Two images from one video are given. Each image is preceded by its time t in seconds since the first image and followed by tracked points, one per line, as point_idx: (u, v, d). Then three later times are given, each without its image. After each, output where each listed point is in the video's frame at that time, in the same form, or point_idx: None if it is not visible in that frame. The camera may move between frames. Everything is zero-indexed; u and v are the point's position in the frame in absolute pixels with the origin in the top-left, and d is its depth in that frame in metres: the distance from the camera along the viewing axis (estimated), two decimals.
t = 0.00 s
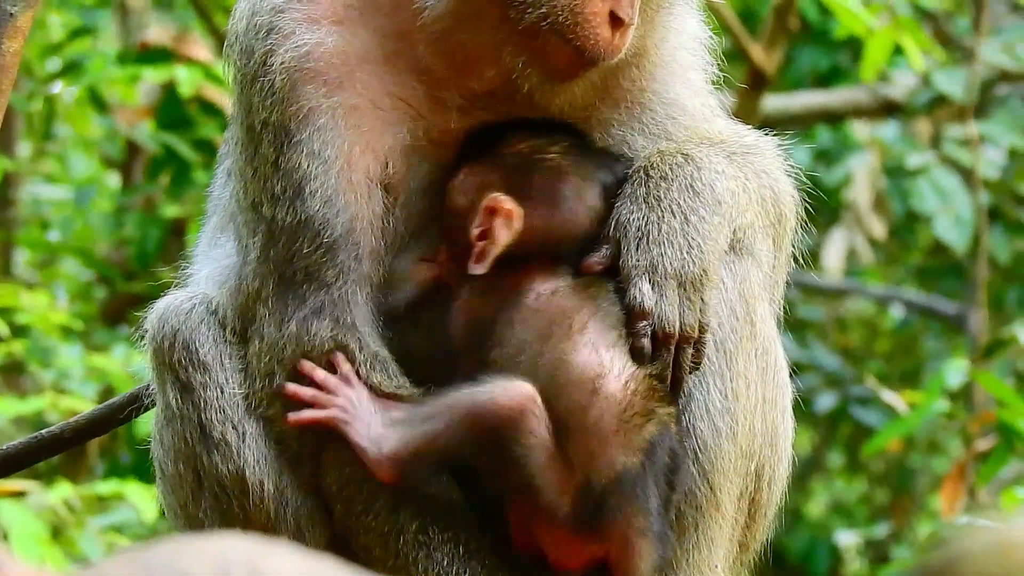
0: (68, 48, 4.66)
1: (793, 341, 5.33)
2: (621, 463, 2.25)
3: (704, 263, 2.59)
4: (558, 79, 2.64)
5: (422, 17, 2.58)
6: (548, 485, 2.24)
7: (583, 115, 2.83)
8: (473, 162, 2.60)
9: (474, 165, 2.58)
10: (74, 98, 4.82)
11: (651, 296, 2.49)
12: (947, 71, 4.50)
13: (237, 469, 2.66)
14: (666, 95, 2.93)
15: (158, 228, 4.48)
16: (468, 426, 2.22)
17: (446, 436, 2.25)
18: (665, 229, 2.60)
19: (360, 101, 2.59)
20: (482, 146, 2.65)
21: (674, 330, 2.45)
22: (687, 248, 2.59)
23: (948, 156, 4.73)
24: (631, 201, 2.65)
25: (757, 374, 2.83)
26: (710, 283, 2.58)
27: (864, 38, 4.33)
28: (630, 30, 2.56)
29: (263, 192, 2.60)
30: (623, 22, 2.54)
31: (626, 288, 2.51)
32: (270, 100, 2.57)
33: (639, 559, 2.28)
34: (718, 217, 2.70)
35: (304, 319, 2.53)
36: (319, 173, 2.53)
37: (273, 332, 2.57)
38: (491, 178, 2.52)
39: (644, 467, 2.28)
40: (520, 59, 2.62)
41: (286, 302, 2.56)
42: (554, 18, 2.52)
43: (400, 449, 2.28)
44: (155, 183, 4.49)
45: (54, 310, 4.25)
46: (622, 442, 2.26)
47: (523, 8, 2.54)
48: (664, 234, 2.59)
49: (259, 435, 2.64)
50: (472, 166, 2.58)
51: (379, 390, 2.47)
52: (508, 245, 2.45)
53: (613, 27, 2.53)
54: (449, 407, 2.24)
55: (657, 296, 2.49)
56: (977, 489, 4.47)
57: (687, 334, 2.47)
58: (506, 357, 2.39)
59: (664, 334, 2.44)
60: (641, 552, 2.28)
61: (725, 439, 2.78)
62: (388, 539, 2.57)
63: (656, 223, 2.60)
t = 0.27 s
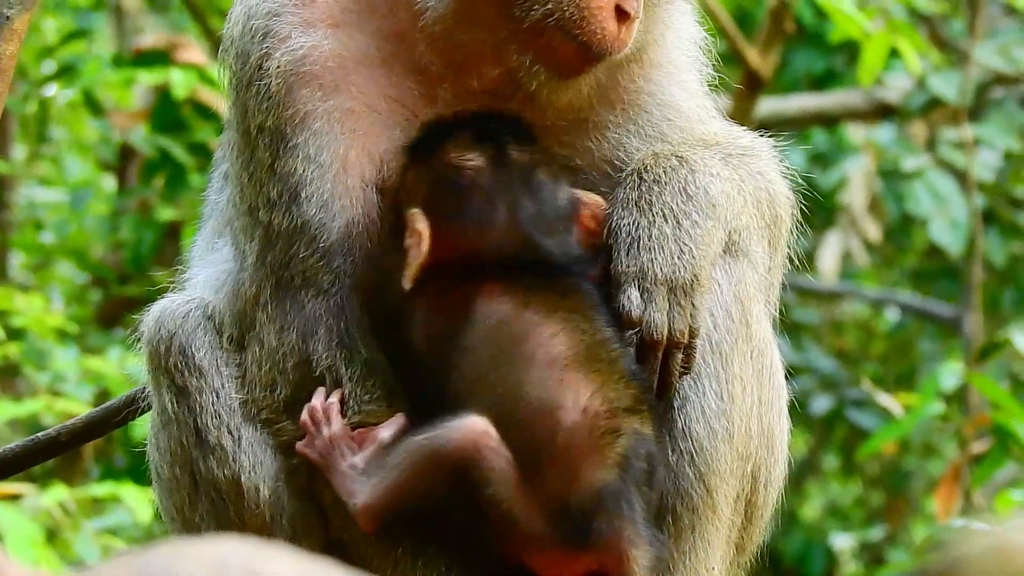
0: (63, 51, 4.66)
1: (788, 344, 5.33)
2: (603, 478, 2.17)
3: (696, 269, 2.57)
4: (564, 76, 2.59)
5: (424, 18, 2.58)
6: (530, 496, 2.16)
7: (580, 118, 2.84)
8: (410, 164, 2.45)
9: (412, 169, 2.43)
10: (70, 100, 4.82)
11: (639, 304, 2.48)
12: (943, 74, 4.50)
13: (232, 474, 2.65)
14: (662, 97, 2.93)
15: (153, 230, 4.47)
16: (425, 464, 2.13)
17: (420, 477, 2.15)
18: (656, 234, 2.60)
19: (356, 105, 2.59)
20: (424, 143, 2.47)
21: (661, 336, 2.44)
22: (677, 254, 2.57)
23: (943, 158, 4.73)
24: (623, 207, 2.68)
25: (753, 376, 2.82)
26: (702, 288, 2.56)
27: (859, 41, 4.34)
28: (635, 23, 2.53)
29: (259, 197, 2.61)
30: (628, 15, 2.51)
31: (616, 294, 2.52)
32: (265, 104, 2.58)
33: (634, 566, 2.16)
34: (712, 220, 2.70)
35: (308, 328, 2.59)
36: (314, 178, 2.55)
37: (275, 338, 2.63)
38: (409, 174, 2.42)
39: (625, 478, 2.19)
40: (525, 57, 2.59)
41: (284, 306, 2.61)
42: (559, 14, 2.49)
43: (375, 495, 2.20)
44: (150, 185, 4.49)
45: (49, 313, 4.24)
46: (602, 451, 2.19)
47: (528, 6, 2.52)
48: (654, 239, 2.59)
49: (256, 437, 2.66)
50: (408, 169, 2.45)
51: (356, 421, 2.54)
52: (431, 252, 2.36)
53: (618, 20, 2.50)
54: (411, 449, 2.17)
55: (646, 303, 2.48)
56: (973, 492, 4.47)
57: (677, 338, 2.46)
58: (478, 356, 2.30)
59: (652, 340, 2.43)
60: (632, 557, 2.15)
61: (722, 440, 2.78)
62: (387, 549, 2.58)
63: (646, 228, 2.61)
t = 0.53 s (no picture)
0: (58, 54, 4.66)
1: (783, 347, 5.33)
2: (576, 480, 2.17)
3: (692, 272, 2.58)
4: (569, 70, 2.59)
5: (425, 15, 2.57)
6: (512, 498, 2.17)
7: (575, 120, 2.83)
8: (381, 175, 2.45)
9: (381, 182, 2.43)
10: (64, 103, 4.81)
11: (635, 308, 2.48)
12: (937, 77, 4.51)
13: (226, 478, 2.66)
14: (656, 99, 2.93)
15: (148, 233, 4.47)
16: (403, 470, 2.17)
17: (398, 484, 2.18)
18: (652, 237, 2.61)
19: (350, 106, 2.58)
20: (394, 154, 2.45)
21: (657, 340, 2.44)
22: (673, 256, 2.58)
23: (938, 161, 4.74)
24: (619, 210, 2.71)
25: (748, 379, 2.82)
26: (698, 292, 2.57)
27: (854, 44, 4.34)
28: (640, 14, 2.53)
29: (252, 200, 2.61)
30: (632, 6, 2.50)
31: (611, 298, 2.51)
32: (259, 107, 2.58)
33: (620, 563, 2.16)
34: (707, 223, 2.70)
35: (305, 331, 2.59)
36: (308, 181, 2.55)
37: (269, 342, 2.62)
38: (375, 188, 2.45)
39: (597, 481, 2.19)
40: (534, 51, 2.56)
41: (278, 312, 2.61)
42: (567, 6, 2.47)
43: (353, 502, 2.24)
44: (146, 188, 4.48)
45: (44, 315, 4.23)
46: (578, 454, 2.19)
47: None
48: (649, 243, 2.60)
49: (248, 443, 2.67)
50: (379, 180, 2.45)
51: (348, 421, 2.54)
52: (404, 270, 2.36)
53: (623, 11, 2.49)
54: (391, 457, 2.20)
55: (641, 307, 2.48)
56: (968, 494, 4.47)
57: (672, 342, 2.46)
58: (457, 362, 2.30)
59: (647, 344, 2.43)
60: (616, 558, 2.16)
61: (716, 444, 2.78)
62: (378, 552, 2.57)
63: (641, 231, 2.63)
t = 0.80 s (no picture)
0: (47, 57, 4.65)
1: (773, 350, 5.34)
2: (574, 477, 2.18)
3: (693, 275, 2.58)
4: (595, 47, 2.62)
5: None
6: (509, 491, 2.19)
7: (574, 118, 2.87)
8: (423, 171, 2.54)
9: (426, 176, 2.53)
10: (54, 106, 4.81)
11: (636, 312, 2.49)
12: (928, 81, 4.53)
13: (218, 480, 2.63)
14: (652, 100, 2.95)
15: (138, 236, 4.45)
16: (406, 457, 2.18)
17: (403, 470, 2.19)
18: (652, 241, 2.61)
19: (349, 105, 2.58)
20: (436, 153, 2.56)
21: (659, 344, 2.44)
22: (674, 260, 2.58)
23: (928, 165, 4.75)
24: (618, 213, 2.68)
25: (740, 382, 2.83)
26: (699, 294, 2.58)
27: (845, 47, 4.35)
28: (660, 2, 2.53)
29: (248, 200, 2.60)
30: None
31: (613, 303, 2.52)
32: (258, 106, 2.56)
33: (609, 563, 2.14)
34: (706, 226, 2.72)
35: (292, 332, 2.55)
36: (305, 182, 2.53)
37: (260, 345, 2.59)
38: (415, 186, 2.53)
39: (601, 480, 2.17)
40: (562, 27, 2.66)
41: (270, 316, 2.58)
42: None
43: (356, 496, 2.23)
44: (135, 191, 4.47)
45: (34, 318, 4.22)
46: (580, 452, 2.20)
47: None
48: (649, 247, 2.60)
49: (242, 445, 2.64)
50: (421, 175, 2.54)
51: (335, 426, 2.50)
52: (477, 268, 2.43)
53: None
54: (394, 443, 2.22)
55: (643, 311, 2.49)
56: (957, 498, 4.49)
57: (674, 346, 2.46)
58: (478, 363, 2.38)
59: (649, 347, 2.44)
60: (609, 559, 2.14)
61: (709, 447, 2.78)
62: (372, 552, 2.55)
63: (642, 235, 2.62)
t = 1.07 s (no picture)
0: (39, 58, 4.64)
1: (765, 351, 5.35)
2: (583, 477, 2.19)
3: (694, 279, 2.59)
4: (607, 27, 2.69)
5: None
6: (513, 489, 2.19)
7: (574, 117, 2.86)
8: (450, 151, 2.42)
9: (454, 156, 2.41)
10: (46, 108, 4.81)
11: (639, 315, 2.48)
12: (919, 82, 4.54)
13: (213, 478, 2.67)
14: (652, 99, 2.96)
15: (130, 238, 4.44)
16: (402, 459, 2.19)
17: (400, 472, 2.20)
18: (655, 244, 2.61)
19: (352, 102, 2.59)
20: (462, 132, 2.44)
21: (662, 347, 2.43)
22: (676, 264, 2.59)
23: (920, 166, 4.76)
24: (622, 217, 2.64)
25: (737, 387, 2.84)
26: (700, 299, 2.58)
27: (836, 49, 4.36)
28: None
29: (247, 197, 2.64)
30: None
31: (616, 305, 2.51)
32: (258, 100, 2.60)
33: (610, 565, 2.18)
34: (707, 230, 2.73)
35: (285, 330, 2.54)
36: (304, 178, 2.55)
37: (254, 344, 2.60)
38: (441, 168, 2.41)
39: (610, 482, 2.20)
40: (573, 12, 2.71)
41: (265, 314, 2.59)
42: None
43: (349, 501, 2.23)
44: (127, 193, 4.46)
45: (25, 321, 4.21)
46: (590, 454, 2.21)
47: None
48: (651, 250, 2.60)
49: (234, 444, 2.66)
50: (449, 155, 2.42)
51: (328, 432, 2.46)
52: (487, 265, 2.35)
53: None
54: (390, 443, 2.22)
55: (646, 314, 2.48)
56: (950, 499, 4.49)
57: (677, 350, 2.46)
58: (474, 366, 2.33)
59: (653, 351, 2.43)
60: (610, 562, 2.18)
61: (705, 450, 2.78)
62: (365, 552, 2.54)
63: (644, 238, 2.62)
